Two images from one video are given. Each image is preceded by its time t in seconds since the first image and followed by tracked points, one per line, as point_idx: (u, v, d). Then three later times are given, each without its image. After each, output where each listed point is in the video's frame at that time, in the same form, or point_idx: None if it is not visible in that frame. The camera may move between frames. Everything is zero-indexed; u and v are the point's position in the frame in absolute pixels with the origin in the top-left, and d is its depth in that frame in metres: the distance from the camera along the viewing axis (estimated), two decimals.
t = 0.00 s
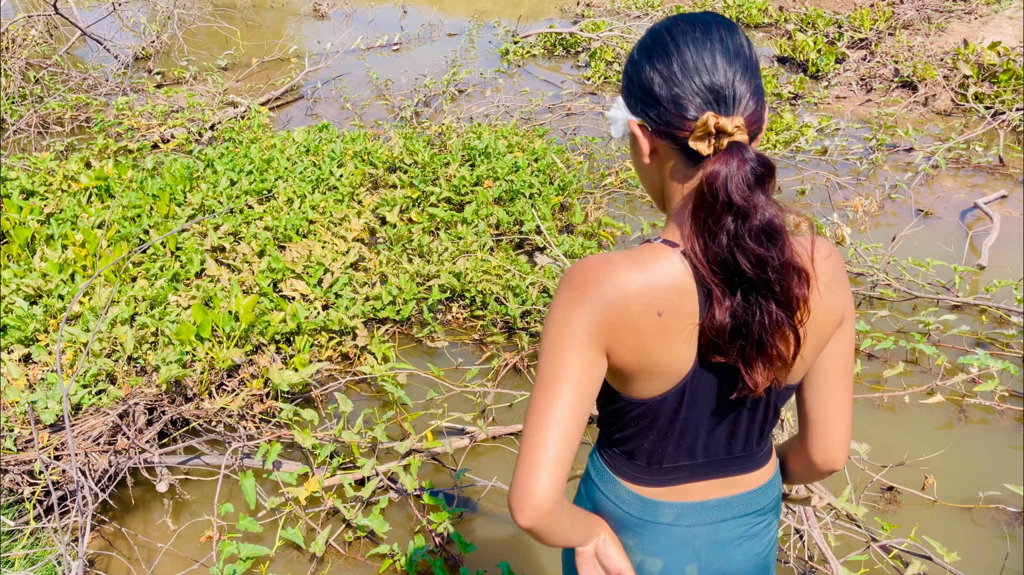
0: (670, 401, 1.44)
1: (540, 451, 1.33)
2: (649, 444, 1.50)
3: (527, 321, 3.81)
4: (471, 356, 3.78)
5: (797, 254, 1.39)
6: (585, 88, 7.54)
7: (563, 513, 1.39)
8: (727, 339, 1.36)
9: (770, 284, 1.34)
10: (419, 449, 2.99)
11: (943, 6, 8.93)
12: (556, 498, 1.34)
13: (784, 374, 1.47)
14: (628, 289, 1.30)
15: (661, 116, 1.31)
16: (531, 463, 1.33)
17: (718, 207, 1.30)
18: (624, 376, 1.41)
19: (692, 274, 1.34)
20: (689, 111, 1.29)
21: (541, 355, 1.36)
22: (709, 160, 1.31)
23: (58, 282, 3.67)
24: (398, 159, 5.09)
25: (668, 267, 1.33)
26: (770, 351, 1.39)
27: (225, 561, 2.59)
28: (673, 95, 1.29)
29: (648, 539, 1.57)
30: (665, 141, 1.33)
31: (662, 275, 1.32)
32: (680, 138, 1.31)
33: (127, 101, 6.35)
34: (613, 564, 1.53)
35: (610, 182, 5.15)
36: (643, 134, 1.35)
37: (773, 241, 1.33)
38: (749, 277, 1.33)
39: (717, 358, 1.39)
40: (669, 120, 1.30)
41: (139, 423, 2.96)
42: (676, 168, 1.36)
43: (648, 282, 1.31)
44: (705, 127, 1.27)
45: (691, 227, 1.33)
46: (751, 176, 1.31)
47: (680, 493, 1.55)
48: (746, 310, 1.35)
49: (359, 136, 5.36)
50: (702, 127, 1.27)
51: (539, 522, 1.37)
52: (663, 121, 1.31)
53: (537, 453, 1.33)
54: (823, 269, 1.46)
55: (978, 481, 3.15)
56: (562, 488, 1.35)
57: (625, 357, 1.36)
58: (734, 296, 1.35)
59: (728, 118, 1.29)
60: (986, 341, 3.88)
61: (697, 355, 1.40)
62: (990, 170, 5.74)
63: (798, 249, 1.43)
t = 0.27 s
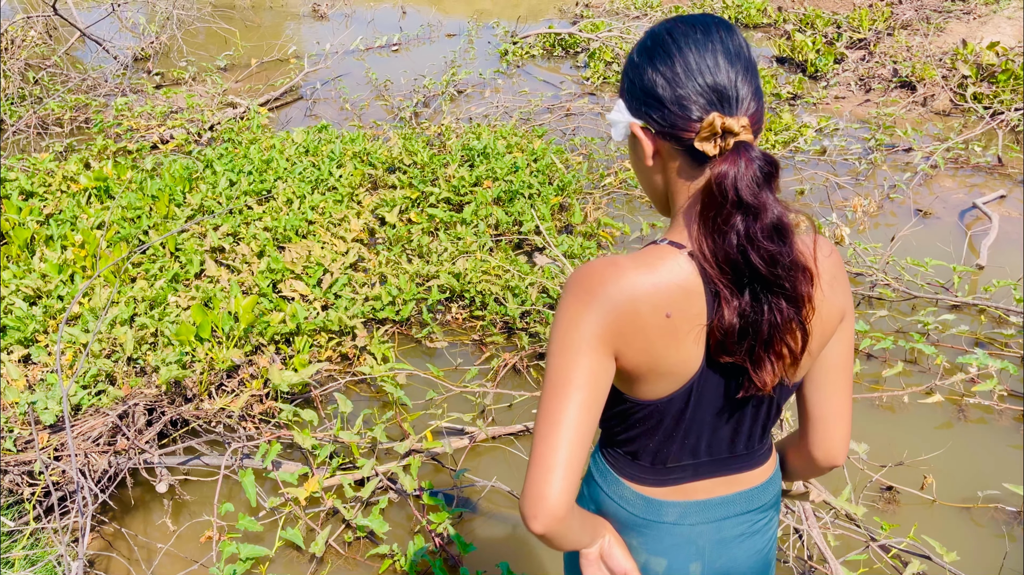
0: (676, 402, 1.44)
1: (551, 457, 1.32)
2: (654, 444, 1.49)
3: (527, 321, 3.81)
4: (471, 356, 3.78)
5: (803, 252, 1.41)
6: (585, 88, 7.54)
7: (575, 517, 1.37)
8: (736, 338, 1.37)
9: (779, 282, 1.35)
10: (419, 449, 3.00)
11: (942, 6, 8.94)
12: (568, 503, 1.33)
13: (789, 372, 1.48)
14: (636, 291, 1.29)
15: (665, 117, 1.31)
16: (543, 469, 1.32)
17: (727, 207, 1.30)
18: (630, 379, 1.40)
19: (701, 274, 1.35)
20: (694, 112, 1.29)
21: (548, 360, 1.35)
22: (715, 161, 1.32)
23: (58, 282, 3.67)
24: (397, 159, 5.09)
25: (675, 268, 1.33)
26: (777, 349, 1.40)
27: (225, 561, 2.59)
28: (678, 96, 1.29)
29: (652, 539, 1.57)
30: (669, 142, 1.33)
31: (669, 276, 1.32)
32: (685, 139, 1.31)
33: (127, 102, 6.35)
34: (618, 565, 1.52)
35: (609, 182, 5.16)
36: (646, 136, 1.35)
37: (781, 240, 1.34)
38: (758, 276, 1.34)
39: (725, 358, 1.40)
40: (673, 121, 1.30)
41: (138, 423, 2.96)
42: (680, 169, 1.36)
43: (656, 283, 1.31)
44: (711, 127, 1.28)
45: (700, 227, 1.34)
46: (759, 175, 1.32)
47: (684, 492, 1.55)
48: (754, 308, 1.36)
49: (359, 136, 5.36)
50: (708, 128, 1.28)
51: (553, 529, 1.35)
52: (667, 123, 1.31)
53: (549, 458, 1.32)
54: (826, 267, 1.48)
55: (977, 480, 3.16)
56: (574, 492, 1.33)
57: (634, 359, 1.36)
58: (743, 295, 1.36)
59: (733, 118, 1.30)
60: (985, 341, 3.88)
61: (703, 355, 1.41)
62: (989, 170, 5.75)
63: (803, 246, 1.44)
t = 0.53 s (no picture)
0: (684, 402, 1.44)
1: (565, 462, 1.31)
2: (661, 444, 1.49)
3: (527, 321, 3.81)
4: (470, 356, 3.78)
5: (806, 248, 1.42)
6: (584, 89, 7.55)
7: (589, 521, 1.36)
8: (744, 335, 1.38)
9: (786, 278, 1.36)
10: (419, 449, 3.00)
11: (941, 6, 8.94)
12: (584, 507, 1.32)
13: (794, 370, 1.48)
14: (646, 293, 1.29)
15: (668, 119, 1.31)
16: (557, 475, 1.31)
17: (735, 204, 1.31)
18: (638, 381, 1.39)
19: (708, 273, 1.35)
20: (698, 112, 1.29)
21: (557, 364, 1.34)
22: (721, 160, 1.32)
23: (57, 283, 3.67)
24: (397, 160, 5.10)
25: (682, 270, 1.33)
26: (784, 346, 1.41)
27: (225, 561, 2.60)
28: (680, 97, 1.30)
29: (659, 539, 1.56)
30: (673, 143, 1.33)
31: (677, 276, 1.32)
32: (689, 140, 1.31)
33: (127, 102, 6.36)
34: (626, 567, 1.49)
35: (609, 182, 5.16)
36: (649, 138, 1.35)
37: (787, 236, 1.35)
38: (765, 274, 1.35)
39: (732, 355, 1.40)
40: (677, 122, 1.30)
41: (138, 423, 2.96)
42: (685, 169, 1.36)
43: (665, 284, 1.31)
44: (716, 126, 1.28)
45: (707, 225, 1.34)
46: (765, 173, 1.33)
47: (689, 492, 1.55)
48: (762, 305, 1.37)
49: (358, 137, 5.36)
50: (713, 126, 1.28)
51: (569, 534, 1.34)
52: (670, 124, 1.31)
53: (562, 464, 1.31)
54: (828, 262, 1.49)
55: (977, 480, 3.16)
56: (589, 496, 1.32)
57: (643, 361, 1.35)
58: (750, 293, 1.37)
59: (737, 116, 1.30)
60: (985, 341, 3.89)
61: (712, 355, 1.41)
62: (988, 170, 5.75)
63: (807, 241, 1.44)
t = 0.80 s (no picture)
0: (691, 402, 1.44)
1: (579, 466, 1.31)
2: (667, 444, 1.49)
3: (527, 321, 3.81)
4: (471, 356, 3.78)
5: (811, 246, 1.42)
6: (584, 88, 7.55)
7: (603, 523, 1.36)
8: (751, 334, 1.38)
9: (791, 277, 1.37)
10: (420, 449, 3.00)
11: (941, 6, 8.94)
12: (599, 510, 1.32)
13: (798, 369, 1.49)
14: (655, 294, 1.29)
15: (674, 118, 1.31)
16: (571, 479, 1.31)
17: (743, 203, 1.31)
18: (648, 382, 1.40)
19: (716, 273, 1.35)
20: (704, 112, 1.29)
21: (567, 369, 1.34)
22: (727, 159, 1.33)
23: (58, 283, 3.67)
24: (397, 160, 5.10)
25: (691, 270, 1.33)
26: (789, 344, 1.42)
27: (226, 560, 2.60)
28: (686, 96, 1.30)
29: (664, 539, 1.56)
30: (678, 143, 1.33)
31: (686, 277, 1.32)
32: (695, 139, 1.31)
33: (127, 102, 6.36)
34: (632, 567, 1.49)
35: (609, 182, 5.16)
36: (654, 138, 1.34)
37: (791, 236, 1.36)
38: (772, 273, 1.35)
39: (739, 354, 1.41)
40: (683, 121, 1.30)
41: (139, 423, 2.96)
42: (690, 168, 1.36)
43: (675, 285, 1.31)
44: (723, 124, 1.28)
45: (715, 224, 1.34)
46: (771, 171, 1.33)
47: (694, 491, 1.55)
48: (768, 304, 1.38)
49: (359, 137, 5.36)
50: (720, 126, 1.28)
51: (584, 537, 1.34)
52: (676, 123, 1.31)
53: (575, 468, 1.31)
54: (831, 260, 1.49)
55: (977, 479, 3.16)
56: (603, 498, 1.33)
57: (653, 362, 1.35)
58: (757, 292, 1.37)
59: (743, 115, 1.31)
60: (985, 340, 3.89)
61: (719, 355, 1.41)
62: (989, 169, 5.75)
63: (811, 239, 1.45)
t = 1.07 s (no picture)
0: (690, 401, 1.44)
1: (572, 463, 1.31)
2: (666, 443, 1.49)
3: (527, 321, 3.81)
4: (471, 355, 3.78)
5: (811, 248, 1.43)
6: (585, 87, 7.55)
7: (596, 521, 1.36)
8: (751, 334, 1.38)
9: (790, 277, 1.37)
10: (420, 448, 3.00)
11: (942, 5, 8.93)
12: (591, 507, 1.32)
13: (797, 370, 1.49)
14: (653, 292, 1.29)
15: (677, 117, 1.31)
16: (565, 475, 1.31)
17: (745, 203, 1.31)
18: (645, 380, 1.40)
19: (716, 272, 1.35)
20: (706, 111, 1.29)
21: (563, 365, 1.34)
22: (730, 159, 1.32)
23: (58, 282, 3.67)
24: (397, 159, 5.09)
25: (690, 268, 1.33)
26: (787, 345, 1.42)
27: (226, 560, 2.59)
28: (689, 96, 1.29)
29: (664, 539, 1.56)
30: (680, 142, 1.33)
31: (685, 275, 1.32)
32: (697, 139, 1.31)
33: (127, 101, 6.35)
34: (631, 567, 1.49)
35: (609, 181, 5.16)
36: (657, 137, 1.34)
37: (792, 237, 1.36)
38: (771, 273, 1.35)
39: (738, 354, 1.41)
40: (686, 121, 1.30)
41: (139, 422, 2.96)
42: (692, 168, 1.35)
43: (674, 284, 1.31)
44: (727, 125, 1.28)
45: (715, 224, 1.34)
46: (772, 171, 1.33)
47: (694, 491, 1.55)
48: (767, 304, 1.38)
49: (359, 136, 5.36)
50: (722, 125, 1.28)
51: (577, 535, 1.34)
52: (679, 123, 1.31)
53: (569, 464, 1.31)
54: (831, 259, 1.49)
55: (977, 479, 3.16)
56: (596, 496, 1.32)
57: (650, 360, 1.35)
58: (757, 292, 1.37)
59: (746, 115, 1.30)
60: (986, 340, 3.88)
61: (718, 354, 1.41)
62: (989, 169, 5.75)
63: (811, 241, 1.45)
